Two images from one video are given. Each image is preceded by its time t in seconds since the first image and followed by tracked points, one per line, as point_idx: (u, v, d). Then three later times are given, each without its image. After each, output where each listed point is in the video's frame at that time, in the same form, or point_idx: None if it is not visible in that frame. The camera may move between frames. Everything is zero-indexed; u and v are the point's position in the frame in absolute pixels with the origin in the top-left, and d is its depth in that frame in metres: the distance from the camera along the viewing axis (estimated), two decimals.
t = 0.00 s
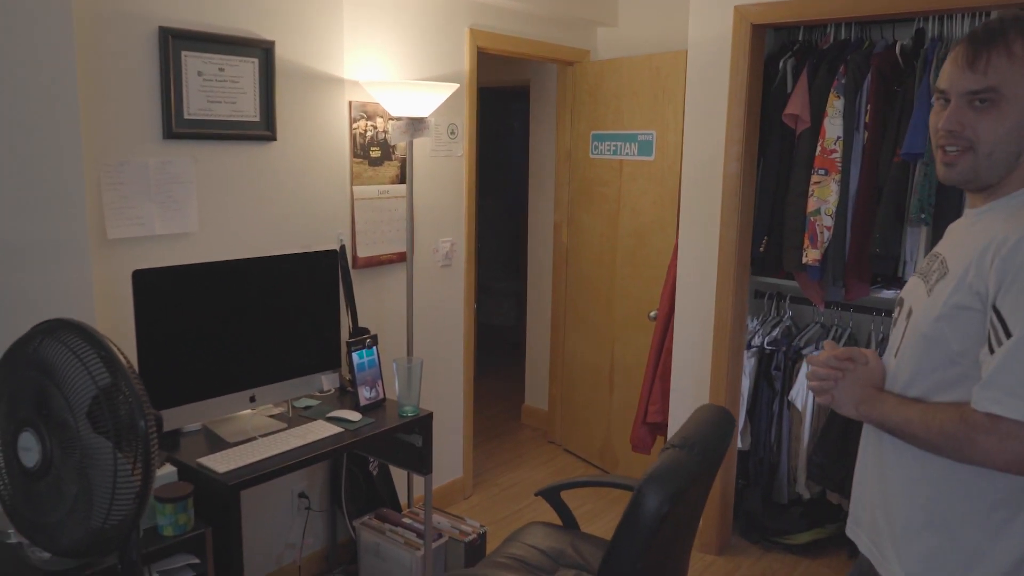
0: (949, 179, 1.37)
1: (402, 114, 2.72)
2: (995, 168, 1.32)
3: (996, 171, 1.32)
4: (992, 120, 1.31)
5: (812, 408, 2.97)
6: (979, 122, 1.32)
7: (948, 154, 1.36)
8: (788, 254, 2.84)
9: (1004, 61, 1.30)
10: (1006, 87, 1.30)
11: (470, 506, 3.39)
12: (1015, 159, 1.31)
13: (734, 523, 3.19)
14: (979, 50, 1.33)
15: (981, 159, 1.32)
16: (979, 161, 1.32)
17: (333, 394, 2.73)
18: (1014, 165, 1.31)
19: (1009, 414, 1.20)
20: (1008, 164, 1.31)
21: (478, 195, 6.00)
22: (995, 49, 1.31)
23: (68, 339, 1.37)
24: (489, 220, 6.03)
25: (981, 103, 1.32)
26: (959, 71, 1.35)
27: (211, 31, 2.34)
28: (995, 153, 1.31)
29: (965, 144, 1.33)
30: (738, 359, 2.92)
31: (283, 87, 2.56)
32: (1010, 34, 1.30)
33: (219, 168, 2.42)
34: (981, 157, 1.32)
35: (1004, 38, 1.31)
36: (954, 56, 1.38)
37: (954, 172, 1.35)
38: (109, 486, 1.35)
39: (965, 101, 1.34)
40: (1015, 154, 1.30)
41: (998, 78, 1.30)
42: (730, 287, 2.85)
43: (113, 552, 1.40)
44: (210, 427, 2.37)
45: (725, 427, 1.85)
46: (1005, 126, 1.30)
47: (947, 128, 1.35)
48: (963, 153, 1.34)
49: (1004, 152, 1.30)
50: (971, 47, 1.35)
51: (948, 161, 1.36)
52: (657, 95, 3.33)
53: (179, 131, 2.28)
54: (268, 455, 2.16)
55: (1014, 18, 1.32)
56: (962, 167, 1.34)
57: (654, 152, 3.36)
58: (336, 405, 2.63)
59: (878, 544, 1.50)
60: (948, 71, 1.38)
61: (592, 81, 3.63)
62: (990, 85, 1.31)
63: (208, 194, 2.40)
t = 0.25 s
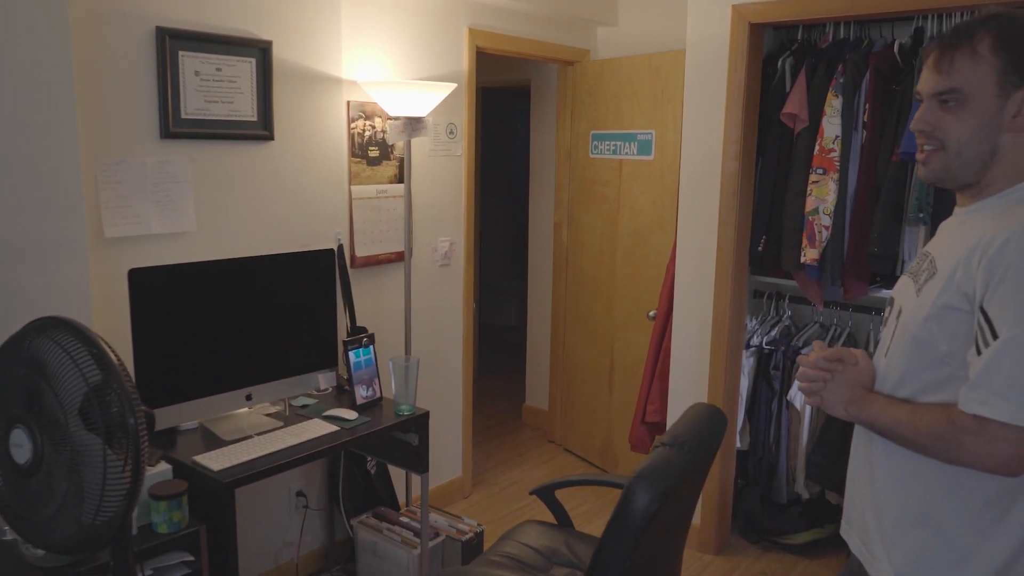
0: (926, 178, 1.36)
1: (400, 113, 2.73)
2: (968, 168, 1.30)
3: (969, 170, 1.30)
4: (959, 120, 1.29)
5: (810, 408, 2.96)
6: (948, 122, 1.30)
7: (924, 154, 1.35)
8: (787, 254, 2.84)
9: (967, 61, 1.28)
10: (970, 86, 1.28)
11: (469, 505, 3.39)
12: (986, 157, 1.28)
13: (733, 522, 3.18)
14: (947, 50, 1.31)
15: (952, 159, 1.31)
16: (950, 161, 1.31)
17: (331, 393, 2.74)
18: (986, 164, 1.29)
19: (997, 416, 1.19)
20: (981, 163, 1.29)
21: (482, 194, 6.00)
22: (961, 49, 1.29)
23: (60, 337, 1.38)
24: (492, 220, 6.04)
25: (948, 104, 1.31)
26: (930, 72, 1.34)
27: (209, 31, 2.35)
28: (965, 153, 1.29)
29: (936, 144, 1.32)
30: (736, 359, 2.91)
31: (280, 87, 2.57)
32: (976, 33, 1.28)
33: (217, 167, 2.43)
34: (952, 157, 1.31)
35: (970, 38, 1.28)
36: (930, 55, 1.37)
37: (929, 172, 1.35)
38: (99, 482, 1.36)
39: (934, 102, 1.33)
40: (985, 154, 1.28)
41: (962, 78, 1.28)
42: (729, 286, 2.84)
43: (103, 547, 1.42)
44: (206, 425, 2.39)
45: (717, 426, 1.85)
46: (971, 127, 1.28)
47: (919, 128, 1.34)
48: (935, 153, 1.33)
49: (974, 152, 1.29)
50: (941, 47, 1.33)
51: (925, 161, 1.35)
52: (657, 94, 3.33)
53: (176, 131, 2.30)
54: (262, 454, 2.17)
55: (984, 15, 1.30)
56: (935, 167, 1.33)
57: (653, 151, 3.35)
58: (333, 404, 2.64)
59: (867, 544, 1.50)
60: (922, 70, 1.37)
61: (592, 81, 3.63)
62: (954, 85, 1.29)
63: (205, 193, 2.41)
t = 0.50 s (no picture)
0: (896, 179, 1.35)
1: (386, 112, 2.73)
2: (936, 167, 1.29)
3: (937, 169, 1.29)
4: (927, 119, 1.27)
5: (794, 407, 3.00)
6: (916, 121, 1.29)
7: (893, 153, 1.34)
8: (771, 253, 2.84)
9: (937, 60, 1.26)
10: (940, 86, 1.26)
11: (455, 504, 3.40)
12: (955, 157, 1.27)
13: (717, 520, 3.20)
14: (918, 49, 1.30)
15: (920, 158, 1.29)
16: (918, 160, 1.30)
17: (315, 391, 2.74)
18: (954, 164, 1.28)
19: (964, 412, 1.17)
20: (948, 163, 1.28)
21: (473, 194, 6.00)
22: (930, 48, 1.28)
23: (35, 334, 1.37)
24: (483, 220, 6.04)
25: (917, 103, 1.29)
26: (900, 71, 1.32)
27: (194, 29, 2.35)
28: (933, 153, 1.28)
29: (905, 144, 1.31)
30: (721, 357, 2.92)
31: (265, 85, 2.57)
32: (946, 32, 1.27)
33: (201, 165, 2.43)
34: (919, 156, 1.29)
35: (940, 37, 1.27)
36: (901, 53, 1.35)
37: (897, 171, 1.33)
38: (72, 481, 1.36)
39: (904, 102, 1.31)
40: (953, 154, 1.27)
41: (932, 77, 1.27)
42: (713, 285, 2.85)
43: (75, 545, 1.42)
44: (188, 423, 2.39)
45: (692, 423, 1.86)
46: (940, 127, 1.26)
47: (888, 127, 1.33)
48: (904, 152, 1.31)
49: (942, 152, 1.27)
50: (912, 46, 1.31)
51: (893, 160, 1.34)
52: (644, 93, 3.33)
53: (160, 129, 2.29)
54: (242, 452, 2.17)
55: (957, 14, 1.28)
56: (904, 166, 1.32)
57: (640, 150, 3.36)
58: (316, 402, 2.64)
59: (837, 539, 1.51)
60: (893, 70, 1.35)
61: (580, 80, 3.64)
62: (924, 84, 1.27)
63: (189, 191, 2.41)
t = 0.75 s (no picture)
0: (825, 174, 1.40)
1: (333, 109, 2.70)
2: (855, 165, 1.33)
3: (857, 167, 1.33)
4: (845, 119, 1.32)
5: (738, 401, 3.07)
6: (837, 121, 1.33)
7: (820, 150, 1.39)
8: (716, 251, 2.88)
9: (856, 61, 1.30)
10: (858, 86, 1.30)
11: (405, 503, 3.38)
12: (873, 156, 1.31)
13: (664, 515, 3.24)
14: (842, 50, 1.33)
15: (840, 157, 1.34)
16: (838, 158, 1.34)
17: (259, 391, 2.70)
18: (873, 163, 1.32)
19: (892, 404, 1.20)
20: (868, 161, 1.32)
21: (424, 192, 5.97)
22: (852, 49, 1.31)
23: None
24: (434, 218, 6.01)
25: (839, 102, 1.33)
26: (827, 70, 1.36)
27: (133, 21, 2.29)
28: (852, 152, 1.32)
29: (827, 142, 1.36)
30: (668, 354, 2.96)
31: (207, 79, 2.52)
32: (868, 33, 1.30)
33: (140, 160, 2.37)
34: (839, 155, 1.34)
35: (862, 39, 1.30)
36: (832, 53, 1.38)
37: (823, 167, 1.38)
38: None
39: (830, 100, 1.35)
40: (871, 153, 1.31)
41: (851, 78, 1.30)
42: (661, 283, 2.88)
43: None
44: (126, 426, 2.32)
45: (634, 419, 1.88)
46: (857, 127, 1.30)
47: (814, 125, 1.38)
48: (827, 149, 1.36)
49: (859, 151, 1.32)
50: (839, 45, 1.35)
51: (820, 156, 1.39)
52: (594, 93, 3.35)
53: (97, 123, 2.23)
54: (183, 454, 2.12)
55: (883, 16, 1.31)
56: (827, 162, 1.37)
57: (590, 149, 3.38)
58: (260, 402, 2.60)
59: (772, 530, 1.54)
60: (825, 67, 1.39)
61: (531, 79, 3.65)
62: (844, 85, 1.31)
63: (128, 187, 2.35)
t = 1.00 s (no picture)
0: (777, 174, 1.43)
1: (286, 106, 2.66)
2: (810, 166, 1.37)
3: (811, 167, 1.37)
4: (801, 121, 1.35)
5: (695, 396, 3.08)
6: (793, 122, 1.36)
7: (774, 150, 1.42)
8: (670, 249, 2.93)
9: (811, 63, 1.33)
10: (813, 88, 1.33)
11: (363, 504, 3.36)
12: (828, 156, 1.35)
13: (622, 510, 3.28)
14: (795, 52, 1.36)
15: (796, 157, 1.37)
16: (794, 158, 1.37)
17: (213, 393, 2.65)
18: (827, 163, 1.36)
19: (848, 400, 1.24)
20: (822, 161, 1.36)
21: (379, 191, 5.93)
22: (806, 51, 1.34)
23: None
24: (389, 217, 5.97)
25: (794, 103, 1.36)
26: (780, 72, 1.39)
27: (77, 15, 2.23)
28: (807, 152, 1.36)
29: (782, 142, 1.39)
30: (624, 351, 3.00)
31: (156, 75, 2.46)
32: (821, 35, 1.33)
33: (87, 158, 2.31)
34: (795, 155, 1.37)
35: (815, 42, 1.33)
36: (783, 54, 1.41)
37: (777, 167, 1.41)
38: None
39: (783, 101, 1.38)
40: (825, 154, 1.35)
41: (807, 81, 1.34)
42: (616, 281, 2.92)
43: None
44: (75, 430, 2.27)
45: (592, 415, 1.90)
46: (812, 128, 1.34)
47: (768, 126, 1.40)
48: (782, 149, 1.39)
49: (814, 151, 1.35)
50: (791, 47, 1.37)
51: (774, 156, 1.42)
52: (548, 92, 3.38)
53: (40, 120, 2.16)
54: (135, 457, 2.08)
55: (831, 20, 1.34)
56: (782, 162, 1.40)
57: (545, 148, 3.40)
58: (215, 404, 2.55)
59: (725, 525, 1.57)
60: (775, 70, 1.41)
61: (486, 78, 3.65)
62: (800, 87, 1.34)
63: (74, 185, 2.29)
